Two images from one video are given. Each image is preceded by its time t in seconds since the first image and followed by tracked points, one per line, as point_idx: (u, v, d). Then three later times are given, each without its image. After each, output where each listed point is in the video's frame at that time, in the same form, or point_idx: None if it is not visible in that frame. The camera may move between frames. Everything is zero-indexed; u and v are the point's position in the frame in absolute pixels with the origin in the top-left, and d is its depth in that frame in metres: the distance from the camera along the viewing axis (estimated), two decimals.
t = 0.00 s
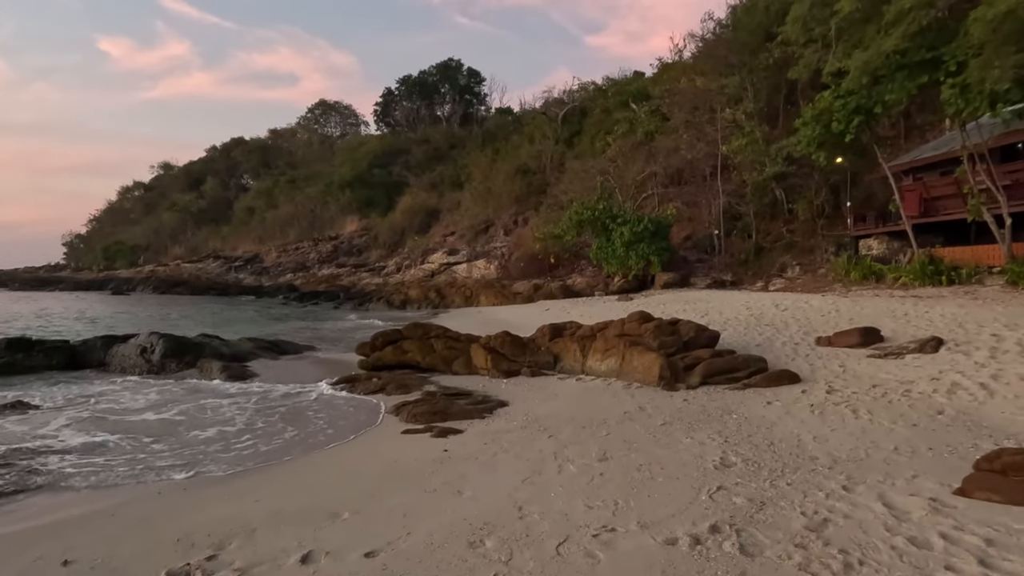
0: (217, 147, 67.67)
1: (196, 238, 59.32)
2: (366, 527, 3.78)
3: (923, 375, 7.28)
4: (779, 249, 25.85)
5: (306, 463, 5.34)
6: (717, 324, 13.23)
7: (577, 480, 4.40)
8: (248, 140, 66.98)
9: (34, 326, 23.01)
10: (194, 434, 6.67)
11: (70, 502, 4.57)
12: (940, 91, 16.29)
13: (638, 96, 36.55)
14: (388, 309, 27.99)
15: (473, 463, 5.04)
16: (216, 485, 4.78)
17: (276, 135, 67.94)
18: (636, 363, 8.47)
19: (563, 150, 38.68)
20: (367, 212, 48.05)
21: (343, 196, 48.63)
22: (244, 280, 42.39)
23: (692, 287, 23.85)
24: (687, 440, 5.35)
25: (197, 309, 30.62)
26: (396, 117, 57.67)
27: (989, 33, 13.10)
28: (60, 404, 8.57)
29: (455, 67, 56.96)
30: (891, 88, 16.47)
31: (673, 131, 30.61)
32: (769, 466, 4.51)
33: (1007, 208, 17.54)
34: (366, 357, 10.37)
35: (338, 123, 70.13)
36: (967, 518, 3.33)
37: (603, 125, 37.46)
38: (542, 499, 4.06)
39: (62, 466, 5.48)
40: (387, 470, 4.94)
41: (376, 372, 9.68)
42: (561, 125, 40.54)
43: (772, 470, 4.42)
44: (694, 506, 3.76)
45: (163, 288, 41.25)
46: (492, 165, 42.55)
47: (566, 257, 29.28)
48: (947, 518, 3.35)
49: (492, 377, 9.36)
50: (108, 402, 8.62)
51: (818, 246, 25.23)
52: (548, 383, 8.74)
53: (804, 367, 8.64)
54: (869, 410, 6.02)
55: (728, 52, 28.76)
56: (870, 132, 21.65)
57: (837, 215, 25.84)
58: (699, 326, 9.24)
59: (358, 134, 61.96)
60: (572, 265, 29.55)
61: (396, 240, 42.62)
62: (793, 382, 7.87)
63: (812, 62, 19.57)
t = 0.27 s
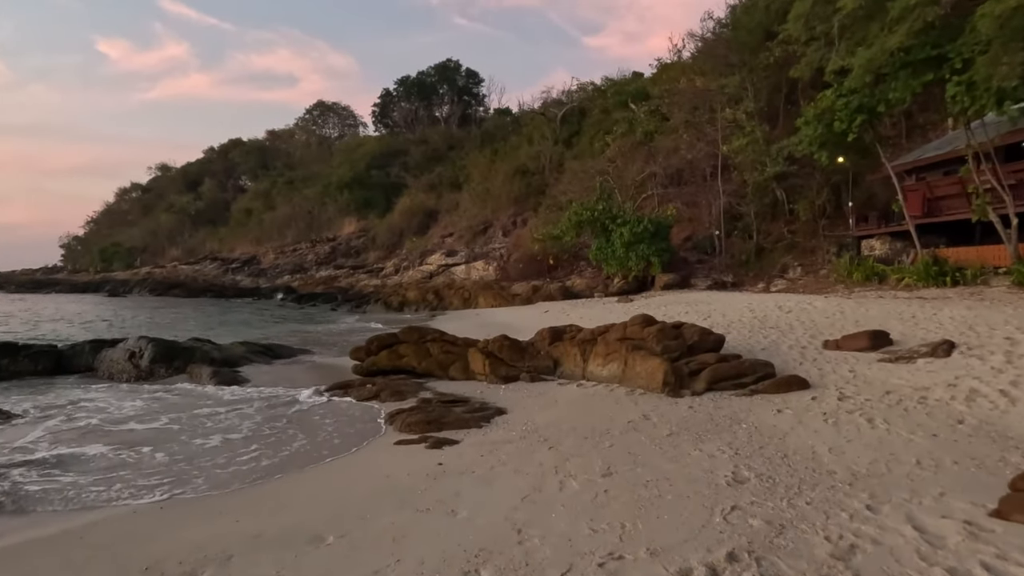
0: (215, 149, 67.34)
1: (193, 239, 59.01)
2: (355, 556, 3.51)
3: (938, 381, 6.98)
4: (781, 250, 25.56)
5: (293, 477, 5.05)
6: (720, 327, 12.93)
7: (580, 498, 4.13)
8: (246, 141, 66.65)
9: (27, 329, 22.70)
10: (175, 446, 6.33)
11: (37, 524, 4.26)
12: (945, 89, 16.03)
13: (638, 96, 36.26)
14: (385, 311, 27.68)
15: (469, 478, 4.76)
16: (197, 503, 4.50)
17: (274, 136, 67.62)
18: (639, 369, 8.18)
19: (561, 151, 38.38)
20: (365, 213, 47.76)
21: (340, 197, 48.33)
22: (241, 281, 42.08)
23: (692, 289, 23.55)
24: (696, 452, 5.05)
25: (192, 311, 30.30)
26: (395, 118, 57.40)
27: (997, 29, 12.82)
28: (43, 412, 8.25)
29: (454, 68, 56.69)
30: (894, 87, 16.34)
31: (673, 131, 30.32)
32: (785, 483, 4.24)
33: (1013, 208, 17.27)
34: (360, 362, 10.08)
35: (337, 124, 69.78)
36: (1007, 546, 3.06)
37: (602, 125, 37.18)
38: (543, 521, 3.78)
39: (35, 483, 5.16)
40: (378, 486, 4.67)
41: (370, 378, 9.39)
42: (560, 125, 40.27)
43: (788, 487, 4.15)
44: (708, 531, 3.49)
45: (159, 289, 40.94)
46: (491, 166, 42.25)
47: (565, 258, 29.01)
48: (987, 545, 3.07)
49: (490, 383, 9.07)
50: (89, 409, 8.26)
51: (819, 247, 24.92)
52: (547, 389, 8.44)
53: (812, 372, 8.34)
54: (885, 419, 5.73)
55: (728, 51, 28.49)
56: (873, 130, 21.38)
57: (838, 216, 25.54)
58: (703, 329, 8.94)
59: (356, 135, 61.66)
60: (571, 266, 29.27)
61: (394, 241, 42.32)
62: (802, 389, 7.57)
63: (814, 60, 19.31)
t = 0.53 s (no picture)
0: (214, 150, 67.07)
1: (192, 241, 58.70)
2: None
3: (958, 386, 6.65)
4: (783, 251, 25.22)
5: (276, 493, 4.73)
6: (725, 329, 12.59)
7: (584, 516, 3.82)
8: (245, 143, 66.36)
9: (20, 332, 22.37)
10: (152, 457, 5.92)
11: None
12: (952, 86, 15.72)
13: (638, 95, 35.94)
14: (384, 313, 27.34)
15: (465, 493, 4.45)
16: (170, 524, 4.17)
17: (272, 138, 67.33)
18: (644, 373, 7.85)
19: (561, 151, 38.04)
20: (364, 215, 47.48)
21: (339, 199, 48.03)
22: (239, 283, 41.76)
23: (694, 290, 23.24)
24: (707, 464, 4.74)
25: (189, 314, 29.97)
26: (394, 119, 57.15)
27: (1008, 24, 12.50)
28: (23, 419, 7.91)
29: (453, 69, 56.42)
30: (899, 84, 16.11)
31: (674, 130, 29.98)
32: (805, 499, 3.93)
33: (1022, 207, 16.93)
34: (354, 366, 9.75)
35: (336, 125, 69.45)
36: None
37: (602, 126, 36.86)
38: (546, 544, 3.48)
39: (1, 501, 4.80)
40: (367, 502, 4.35)
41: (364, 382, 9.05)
42: (560, 126, 39.96)
43: (810, 504, 3.84)
44: (725, 558, 3.20)
45: (157, 291, 40.64)
46: (491, 167, 41.93)
47: (566, 259, 28.69)
48: None
49: (488, 387, 8.74)
50: (70, 417, 7.89)
51: (822, 247, 24.50)
52: (548, 395, 8.10)
53: (823, 377, 8.01)
54: (906, 428, 5.41)
55: (729, 50, 28.14)
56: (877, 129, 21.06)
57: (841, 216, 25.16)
58: (709, 331, 8.64)
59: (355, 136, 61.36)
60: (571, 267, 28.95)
61: (393, 242, 41.98)
62: (813, 394, 7.23)
63: (818, 57, 18.99)
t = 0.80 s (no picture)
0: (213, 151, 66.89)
1: (191, 242, 58.50)
2: None
3: (971, 396, 6.37)
4: (785, 253, 24.93)
5: (254, 513, 4.47)
6: (727, 333, 12.31)
7: (580, 543, 3.57)
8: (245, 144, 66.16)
9: (14, 335, 22.13)
10: (126, 472, 5.61)
11: None
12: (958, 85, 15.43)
13: (639, 96, 35.65)
14: (382, 315, 27.06)
15: (452, 513, 4.19)
16: (136, 555, 3.89)
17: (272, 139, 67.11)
18: (644, 380, 7.58)
19: (561, 152, 37.75)
20: (364, 216, 47.25)
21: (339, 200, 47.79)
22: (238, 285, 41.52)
23: (695, 292, 23.01)
24: (711, 481, 4.49)
25: (187, 316, 29.74)
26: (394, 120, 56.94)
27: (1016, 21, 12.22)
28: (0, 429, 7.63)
29: (453, 70, 56.18)
30: (903, 83, 15.77)
31: (675, 131, 29.68)
32: (816, 523, 3.68)
33: None
34: (345, 372, 9.47)
35: (336, 126, 69.08)
36: None
37: (602, 126, 36.58)
38: None
39: None
40: (349, 525, 4.09)
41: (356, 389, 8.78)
42: (560, 127, 39.69)
43: (822, 529, 3.59)
44: None
45: (154, 293, 40.42)
46: (490, 168, 41.66)
47: (565, 260, 28.42)
48: None
49: (484, 395, 8.46)
50: (50, 426, 7.61)
51: (825, 249, 24.22)
52: (544, 403, 7.83)
53: (830, 384, 7.73)
54: (920, 440, 5.14)
55: (729, 50, 27.81)
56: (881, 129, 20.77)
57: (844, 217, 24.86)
58: (711, 337, 8.37)
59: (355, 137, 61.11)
60: (571, 268, 28.67)
61: (392, 243, 41.70)
62: (820, 403, 6.96)
63: (821, 56, 18.71)
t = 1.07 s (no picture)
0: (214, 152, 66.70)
1: (191, 243, 58.32)
2: None
3: (988, 401, 6.05)
4: (788, 253, 24.60)
5: (221, 532, 4.17)
6: (730, 334, 12.00)
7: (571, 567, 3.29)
8: (245, 145, 65.98)
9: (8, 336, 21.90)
10: (93, 481, 5.30)
11: None
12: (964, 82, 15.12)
13: (640, 96, 35.37)
14: (380, 316, 26.78)
15: (434, 529, 3.89)
16: None
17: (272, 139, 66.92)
18: (643, 383, 7.26)
19: (561, 152, 37.45)
20: (364, 217, 47.02)
21: (339, 201, 47.56)
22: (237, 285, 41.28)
23: (696, 293, 22.69)
24: (713, 493, 4.18)
25: (184, 316, 29.50)
26: (395, 121, 56.72)
27: None
28: None
29: (454, 70, 55.95)
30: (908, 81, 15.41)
31: (676, 131, 29.37)
32: (828, 542, 3.38)
33: None
34: (335, 374, 9.17)
35: (337, 128, 68.54)
36: None
37: (603, 127, 36.29)
38: None
39: None
40: (321, 545, 3.79)
41: (345, 392, 8.48)
42: (560, 127, 39.41)
43: (836, 550, 3.29)
44: None
45: (153, 294, 40.21)
46: (491, 169, 41.38)
47: (565, 261, 28.12)
48: None
49: (477, 398, 8.16)
50: (24, 431, 7.32)
51: (828, 250, 23.92)
52: (539, 407, 7.51)
53: (837, 388, 7.41)
54: (936, 449, 4.83)
55: (731, 48, 27.42)
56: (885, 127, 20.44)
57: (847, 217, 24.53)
58: (713, 338, 8.06)
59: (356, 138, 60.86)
60: (571, 269, 28.38)
61: (392, 244, 41.42)
62: (828, 407, 6.64)
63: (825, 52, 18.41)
